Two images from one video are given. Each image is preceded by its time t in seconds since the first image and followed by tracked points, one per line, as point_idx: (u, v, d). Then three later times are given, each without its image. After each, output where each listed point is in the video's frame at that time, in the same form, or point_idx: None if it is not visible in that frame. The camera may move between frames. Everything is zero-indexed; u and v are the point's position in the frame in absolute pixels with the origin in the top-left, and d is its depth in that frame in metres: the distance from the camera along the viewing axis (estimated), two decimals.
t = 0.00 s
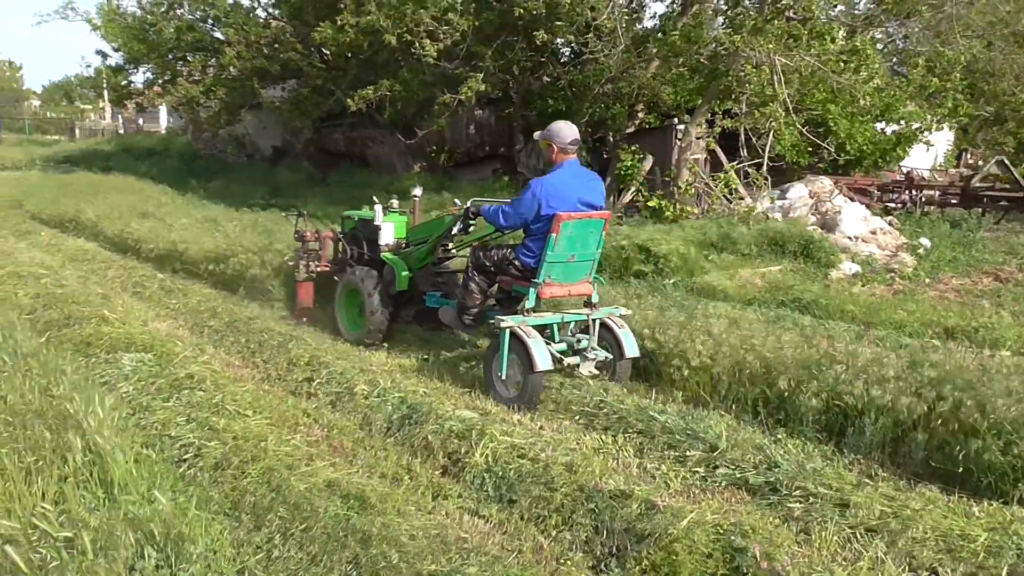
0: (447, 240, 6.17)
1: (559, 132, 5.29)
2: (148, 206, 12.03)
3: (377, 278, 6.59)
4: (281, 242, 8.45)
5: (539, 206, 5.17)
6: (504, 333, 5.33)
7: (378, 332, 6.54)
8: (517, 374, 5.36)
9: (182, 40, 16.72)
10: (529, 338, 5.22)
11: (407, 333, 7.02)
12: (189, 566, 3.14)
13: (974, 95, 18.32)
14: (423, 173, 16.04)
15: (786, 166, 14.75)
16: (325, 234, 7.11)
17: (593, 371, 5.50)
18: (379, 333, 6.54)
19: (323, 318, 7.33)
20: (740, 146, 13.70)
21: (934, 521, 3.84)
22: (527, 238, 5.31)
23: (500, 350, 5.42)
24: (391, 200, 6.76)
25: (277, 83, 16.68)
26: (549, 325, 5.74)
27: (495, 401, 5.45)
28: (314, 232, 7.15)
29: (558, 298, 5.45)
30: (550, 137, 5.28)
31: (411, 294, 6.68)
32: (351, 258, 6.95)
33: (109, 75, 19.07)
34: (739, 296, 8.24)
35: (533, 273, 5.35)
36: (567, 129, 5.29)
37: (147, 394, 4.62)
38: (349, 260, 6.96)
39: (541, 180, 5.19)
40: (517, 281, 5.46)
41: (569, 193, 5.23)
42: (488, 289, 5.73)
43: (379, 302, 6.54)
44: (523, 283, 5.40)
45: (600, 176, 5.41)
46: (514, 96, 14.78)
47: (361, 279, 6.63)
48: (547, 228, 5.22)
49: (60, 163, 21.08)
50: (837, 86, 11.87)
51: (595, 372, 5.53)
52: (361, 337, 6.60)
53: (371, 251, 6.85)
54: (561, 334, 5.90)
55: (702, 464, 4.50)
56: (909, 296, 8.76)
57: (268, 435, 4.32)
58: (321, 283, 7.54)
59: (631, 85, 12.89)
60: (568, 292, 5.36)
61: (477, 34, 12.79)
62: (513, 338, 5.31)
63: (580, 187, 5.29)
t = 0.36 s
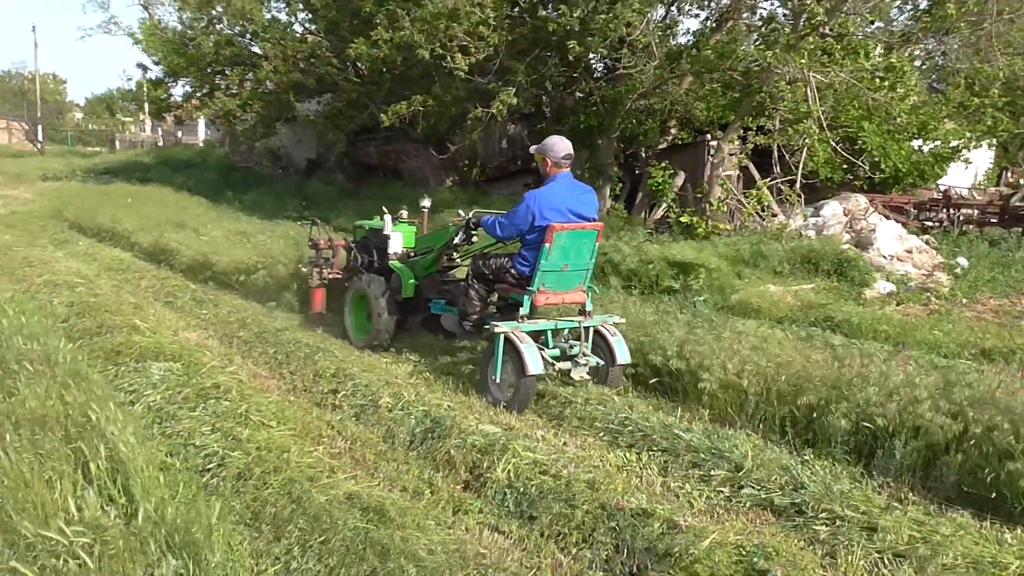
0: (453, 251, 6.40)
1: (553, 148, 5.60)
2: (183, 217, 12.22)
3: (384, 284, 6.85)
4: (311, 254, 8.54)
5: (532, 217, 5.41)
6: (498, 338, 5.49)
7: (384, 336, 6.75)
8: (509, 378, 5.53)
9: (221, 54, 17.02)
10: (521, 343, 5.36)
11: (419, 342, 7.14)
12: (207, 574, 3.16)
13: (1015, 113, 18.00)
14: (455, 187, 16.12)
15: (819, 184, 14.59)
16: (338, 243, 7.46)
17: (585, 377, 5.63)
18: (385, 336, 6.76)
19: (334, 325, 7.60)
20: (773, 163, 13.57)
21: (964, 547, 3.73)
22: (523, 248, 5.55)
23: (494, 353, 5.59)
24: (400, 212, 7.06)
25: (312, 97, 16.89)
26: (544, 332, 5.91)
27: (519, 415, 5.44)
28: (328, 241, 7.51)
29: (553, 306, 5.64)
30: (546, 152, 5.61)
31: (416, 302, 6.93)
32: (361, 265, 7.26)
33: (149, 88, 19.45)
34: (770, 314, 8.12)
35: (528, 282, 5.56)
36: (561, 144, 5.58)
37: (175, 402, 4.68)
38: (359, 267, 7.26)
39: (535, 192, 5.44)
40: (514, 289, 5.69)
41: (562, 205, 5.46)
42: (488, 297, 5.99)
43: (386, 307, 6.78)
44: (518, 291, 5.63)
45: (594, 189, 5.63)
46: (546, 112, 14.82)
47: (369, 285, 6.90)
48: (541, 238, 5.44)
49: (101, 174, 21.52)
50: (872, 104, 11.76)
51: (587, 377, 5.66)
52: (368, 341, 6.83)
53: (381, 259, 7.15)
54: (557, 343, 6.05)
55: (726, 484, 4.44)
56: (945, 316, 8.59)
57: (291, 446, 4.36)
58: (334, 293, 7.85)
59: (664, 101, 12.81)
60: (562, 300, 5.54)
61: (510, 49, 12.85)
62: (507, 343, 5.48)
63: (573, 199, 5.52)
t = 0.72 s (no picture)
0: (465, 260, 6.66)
1: (554, 163, 5.82)
2: (222, 228, 12.42)
3: (398, 292, 7.15)
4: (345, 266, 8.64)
5: (535, 229, 5.65)
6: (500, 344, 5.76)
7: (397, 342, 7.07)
8: (512, 382, 5.74)
9: (261, 69, 17.30)
10: (522, 349, 5.61)
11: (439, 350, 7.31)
12: None
13: None
14: (489, 202, 16.19)
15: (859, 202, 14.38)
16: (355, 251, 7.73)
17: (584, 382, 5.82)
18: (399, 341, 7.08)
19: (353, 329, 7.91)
20: (811, 180, 13.41)
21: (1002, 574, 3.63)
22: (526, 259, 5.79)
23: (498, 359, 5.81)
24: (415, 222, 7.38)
25: (350, 111, 17.10)
26: (546, 339, 6.12)
27: (547, 430, 5.42)
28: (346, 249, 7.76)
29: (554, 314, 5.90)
30: (548, 167, 5.83)
31: (428, 308, 7.25)
32: (378, 273, 7.53)
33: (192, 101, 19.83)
34: (807, 333, 7.99)
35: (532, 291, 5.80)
36: (563, 159, 5.80)
37: (208, 411, 4.77)
38: (376, 275, 7.54)
39: (538, 205, 5.68)
40: (517, 298, 5.92)
41: (563, 217, 5.71)
42: (493, 305, 6.22)
43: (399, 314, 7.08)
44: (521, 300, 5.86)
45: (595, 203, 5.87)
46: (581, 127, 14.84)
47: (383, 293, 7.19)
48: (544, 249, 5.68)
49: (143, 186, 21.95)
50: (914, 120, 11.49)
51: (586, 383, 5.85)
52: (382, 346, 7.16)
53: (396, 268, 7.43)
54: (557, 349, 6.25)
55: (756, 504, 4.38)
56: (987, 338, 8.40)
57: (320, 457, 4.43)
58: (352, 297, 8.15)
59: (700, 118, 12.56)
60: (563, 308, 5.78)
61: (546, 64, 12.89)
62: (510, 348, 5.70)
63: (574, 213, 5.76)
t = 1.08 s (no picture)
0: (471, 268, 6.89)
1: (548, 175, 6.04)
2: (249, 242, 12.57)
3: (403, 300, 7.36)
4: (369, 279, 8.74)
5: (529, 239, 5.90)
6: (498, 349, 5.99)
7: (401, 348, 7.25)
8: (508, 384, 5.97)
9: (289, 85, 17.53)
10: (517, 354, 5.85)
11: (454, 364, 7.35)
12: None
13: None
14: (514, 215, 16.23)
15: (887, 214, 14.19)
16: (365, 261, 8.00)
17: (577, 386, 6.09)
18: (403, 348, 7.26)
19: (363, 336, 8.15)
20: (838, 192, 13.26)
21: None
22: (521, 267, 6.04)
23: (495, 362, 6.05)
24: (422, 233, 7.67)
25: (375, 126, 17.27)
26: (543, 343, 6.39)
27: (570, 443, 5.40)
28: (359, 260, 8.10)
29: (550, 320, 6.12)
30: (541, 179, 6.06)
31: (433, 317, 7.49)
32: (386, 281, 7.77)
33: (220, 117, 20.12)
34: (833, 346, 7.90)
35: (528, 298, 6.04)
36: (557, 171, 6.02)
37: (233, 424, 4.85)
38: (384, 284, 7.78)
39: (532, 216, 5.93)
40: (514, 305, 6.17)
41: (556, 227, 5.95)
42: (492, 310, 6.47)
43: (404, 322, 7.27)
44: (518, 306, 6.11)
45: (587, 213, 6.10)
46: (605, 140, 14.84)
47: (389, 301, 7.40)
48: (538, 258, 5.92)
49: (173, 201, 22.28)
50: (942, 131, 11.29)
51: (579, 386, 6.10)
52: (387, 352, 7.35)
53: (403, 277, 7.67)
54: (554, 353, 6.52)
55: (781, 519, 4.33)
56: (1019, 350, 8.26)
57: (343, 468, 4.48)
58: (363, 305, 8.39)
59: (727, 129, 12.46)
60: (557, 315, 6.02)
61: (570, 78, 12.93)
62: (506, 352, 5.94)
63: (568, 223, 5.99)
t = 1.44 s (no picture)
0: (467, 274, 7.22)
1: (536, 186, 6.40)
2: (268, 256, 12.66)
3: (403, 307, 7.71)
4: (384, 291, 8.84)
5: (520, 246, 6.26)
6: (491, 352, 6.31)
7: (402, 353, 7.61)
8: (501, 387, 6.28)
9: (307, 99, 17.68)
10: (509, 356, 6.17)
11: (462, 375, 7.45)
12: None
13: None
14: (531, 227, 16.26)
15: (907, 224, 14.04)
16: (367, 270, 8.36)
17: (566, 386, 6.33)
18: (404, 353, 7.62)
19: (366, 342, 8.51)
20: (857, 202, 13.16)
21: None
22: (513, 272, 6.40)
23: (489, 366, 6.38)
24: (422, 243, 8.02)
25: (393, 140, 17.38)
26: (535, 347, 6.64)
27: (586, 454, 5.39)
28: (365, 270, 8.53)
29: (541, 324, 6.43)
30: (530, 190, 6.42)
31: (432, 323, 7.84)
32: (387, 289, 8.13)
33: (240, 132, 20.32)
34: (852, 357, 7.85)
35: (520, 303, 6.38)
36: (545, 183, 6.41)
37: (250, 435, 4.89)
38: (386, 291, 8.13)
39: (522, 225, 6.29)
40: (508, 310, 6.51)
41: (545, 235, 6.30)
42: (487, 315, 6.76)
43: (404, 328, 7.62)
44: (511, 311, 6.46)
45: (575, 221, 6.45)
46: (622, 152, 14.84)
47: (389, 308, 7.76)
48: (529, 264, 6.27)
49: (193, 215, 22.48)
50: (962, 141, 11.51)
51: (568, 386, 6.35)
52: (388, 357, 7.70)
53: (404, 285, 8.02)
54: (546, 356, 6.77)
55: (798, 532, 4.29)
56: None
57: (358, 480, 4.50)
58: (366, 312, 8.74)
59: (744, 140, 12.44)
60: (548, 318, 6.35)
61: (586, 91, 12.97)
62: (499, 355, 6.27)
63: (557, 231, 6.35)
